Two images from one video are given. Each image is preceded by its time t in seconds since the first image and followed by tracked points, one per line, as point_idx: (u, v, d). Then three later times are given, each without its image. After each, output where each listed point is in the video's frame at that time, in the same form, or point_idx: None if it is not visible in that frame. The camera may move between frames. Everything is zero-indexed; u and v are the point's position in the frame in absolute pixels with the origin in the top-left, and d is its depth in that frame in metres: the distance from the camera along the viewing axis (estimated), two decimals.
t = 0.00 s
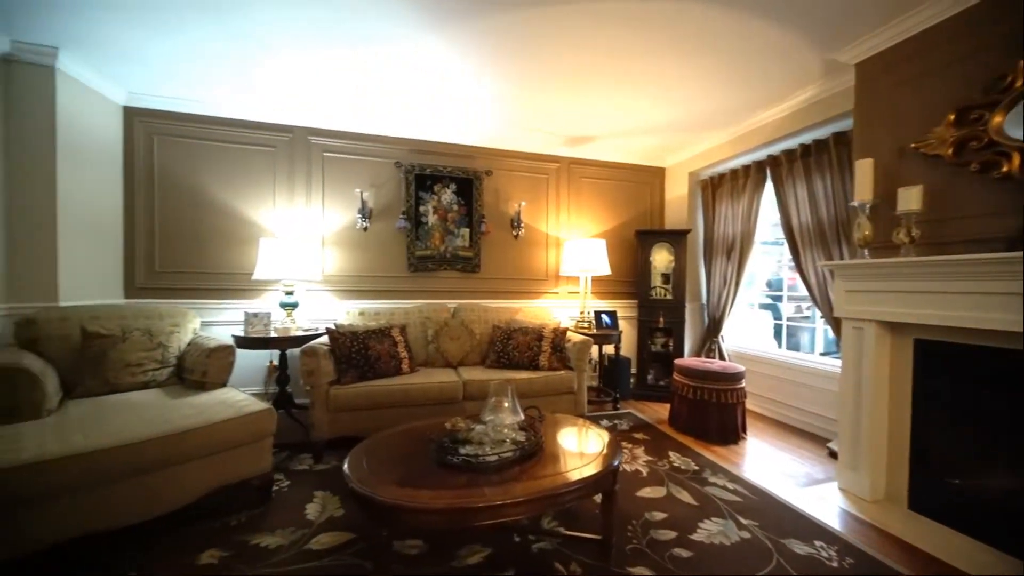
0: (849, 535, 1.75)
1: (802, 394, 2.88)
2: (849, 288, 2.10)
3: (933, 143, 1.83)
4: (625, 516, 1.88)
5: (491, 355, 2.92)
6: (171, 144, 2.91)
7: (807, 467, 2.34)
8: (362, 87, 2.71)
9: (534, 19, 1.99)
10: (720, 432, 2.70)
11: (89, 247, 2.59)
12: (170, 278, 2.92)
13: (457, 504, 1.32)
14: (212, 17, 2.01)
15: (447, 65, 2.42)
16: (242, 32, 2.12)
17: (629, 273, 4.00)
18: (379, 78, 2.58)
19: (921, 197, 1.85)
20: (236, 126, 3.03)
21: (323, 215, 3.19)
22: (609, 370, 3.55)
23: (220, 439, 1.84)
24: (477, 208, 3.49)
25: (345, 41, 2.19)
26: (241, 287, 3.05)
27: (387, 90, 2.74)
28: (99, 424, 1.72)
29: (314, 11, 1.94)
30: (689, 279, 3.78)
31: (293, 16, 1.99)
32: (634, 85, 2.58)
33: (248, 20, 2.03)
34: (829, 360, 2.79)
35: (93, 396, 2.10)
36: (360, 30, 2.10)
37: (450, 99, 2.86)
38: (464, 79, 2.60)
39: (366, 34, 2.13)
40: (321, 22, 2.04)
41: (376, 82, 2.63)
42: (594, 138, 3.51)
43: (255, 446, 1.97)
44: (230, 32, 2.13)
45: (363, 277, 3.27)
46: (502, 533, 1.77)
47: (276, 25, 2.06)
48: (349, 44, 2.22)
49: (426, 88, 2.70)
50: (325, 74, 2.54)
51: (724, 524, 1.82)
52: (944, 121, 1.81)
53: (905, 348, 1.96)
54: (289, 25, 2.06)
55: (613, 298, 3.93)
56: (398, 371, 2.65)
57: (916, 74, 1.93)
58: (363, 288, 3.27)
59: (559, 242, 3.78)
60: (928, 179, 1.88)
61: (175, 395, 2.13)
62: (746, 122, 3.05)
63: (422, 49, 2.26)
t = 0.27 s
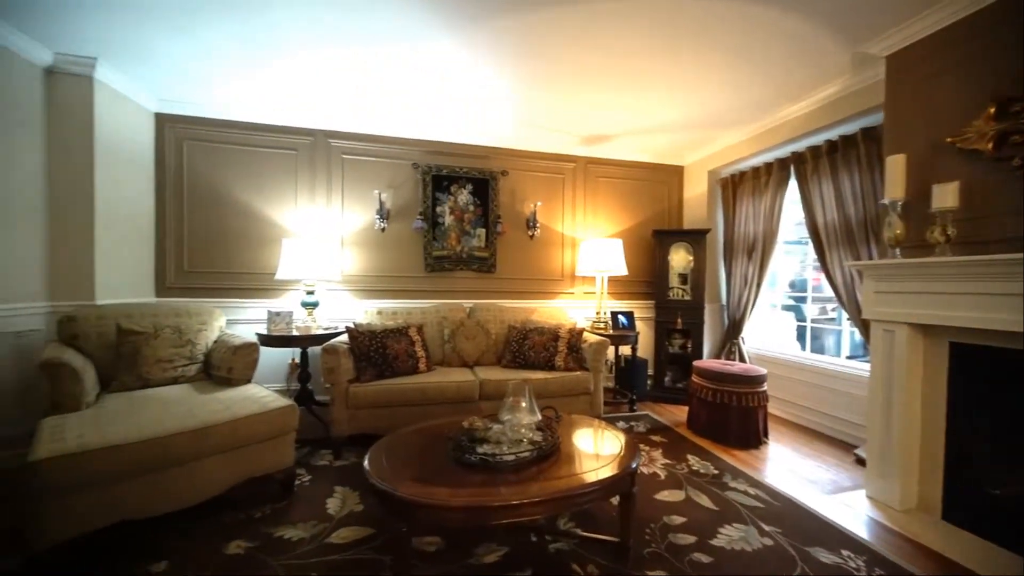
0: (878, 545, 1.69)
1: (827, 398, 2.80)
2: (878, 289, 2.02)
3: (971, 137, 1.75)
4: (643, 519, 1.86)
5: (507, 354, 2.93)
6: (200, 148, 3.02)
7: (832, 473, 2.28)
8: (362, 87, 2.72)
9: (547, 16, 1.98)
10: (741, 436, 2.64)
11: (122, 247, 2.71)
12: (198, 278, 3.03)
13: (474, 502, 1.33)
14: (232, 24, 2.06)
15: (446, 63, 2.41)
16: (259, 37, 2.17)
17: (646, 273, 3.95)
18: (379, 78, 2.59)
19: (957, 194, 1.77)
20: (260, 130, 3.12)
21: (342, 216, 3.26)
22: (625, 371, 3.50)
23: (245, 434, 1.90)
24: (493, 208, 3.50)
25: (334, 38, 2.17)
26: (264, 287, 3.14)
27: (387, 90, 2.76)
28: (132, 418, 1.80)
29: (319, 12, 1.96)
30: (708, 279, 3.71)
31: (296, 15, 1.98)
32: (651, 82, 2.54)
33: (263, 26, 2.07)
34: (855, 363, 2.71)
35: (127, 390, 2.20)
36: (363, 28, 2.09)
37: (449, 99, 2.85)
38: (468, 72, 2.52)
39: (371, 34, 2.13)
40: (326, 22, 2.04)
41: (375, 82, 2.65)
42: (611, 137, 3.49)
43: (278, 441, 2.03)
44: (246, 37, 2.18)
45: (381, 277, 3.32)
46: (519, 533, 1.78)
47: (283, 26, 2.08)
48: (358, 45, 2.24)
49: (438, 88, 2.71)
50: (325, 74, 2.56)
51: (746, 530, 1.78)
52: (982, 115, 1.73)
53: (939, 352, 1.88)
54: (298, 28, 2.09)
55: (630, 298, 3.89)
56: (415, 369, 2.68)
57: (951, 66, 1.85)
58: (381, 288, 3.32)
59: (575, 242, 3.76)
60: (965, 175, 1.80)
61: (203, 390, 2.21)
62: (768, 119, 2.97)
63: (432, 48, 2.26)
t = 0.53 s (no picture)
0: (909, 555, 1.62)
1: (854, 403, 2.71)
2: (909, 290, 1.95)
3: (1011, 131, 1.67)
4: (661, 523, 1.83)
5: (522, 354, 2.93)
6: (225, 152, 3.12)
7: (859, 480, 2.20)
8: (362, 87, 2.73)
9: (561, 13, 1.97)
10: (762, 440, 2.59)
11: (153, 248, 2.82)
12: (223, 278, 3.13)
13: (492, 501, 1.34)
14: (253, 29, 2.11)
15: (446, 63, 2.42)
16: (276, 41, 2.22)
17: (664, 273, 3.89)
18: (379, 78, 2.60)
19: (995, 190, 1.69)
20: (282, 133, 3.20)
21: (361, 217, 3.31)
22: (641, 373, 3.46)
23: (269, 429, 1.95)
24: (509, 208, 3.51)
25: (337, 38, 2.18)
26: (285, 286, 3.22)
27: (387, 90, 2.77)
28: (162, 412, 1.87)
29: (327, 14, 1.98)
30: (728, 280, 3.63)
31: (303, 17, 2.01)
32: (670, 79, 2.51)
33: (280, 30, 2.11)
34: (884, 367, 2.62)
35: (158, 385, 2.29)
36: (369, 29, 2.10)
37: (449, 98, 2.87)
38: (468, 74, 2.55)
39: (380, 35, 2.15)
40: (335, 24, 2.06)
41: (374, 82, 2.66)
42: (628, 136, 3.45)
43: (300, 437, 2.07)
44: (264, 42, 2.23)
45: (398, 277, 3.37)
46: (535, 532, 1.78)
47: (293, 29, 2.11)
48: (370, 47, 2.26)
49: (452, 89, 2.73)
50: (325, 74, 2.56)
51: (767, 536, 1.74)
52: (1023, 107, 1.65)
53: (975, 356, 1.80)
54: (310, 31, 2.12)
55: (647, 299, 3.84)
56: (432, 368, 2.71)
57: (989, 57, 1.77)
58: (398, 288, 3.37)
59: (591, 242, 3.74)
60: (1004, 170, 1.71)
61: (229, 386, 2.28)
62: (792, 115, 2.90)
63: (444, 48, 2.26)
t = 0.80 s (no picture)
0: (942, 568, 1.55)
1: (882, 408, 2.62)
2: (944, 291, 1.87)
3: None
4: (679, 527, 1.81)
5: (537, 355, 2.93)
6: (249, 155, 3.21)
7: (888, 489, 2.12)
8: (362, 86, 2.73)
9: (575, 11, 1.95)
10: (784, 445, 2.52)
11: (181, 249, 2.92)
12: (247, 277, 3.22)
13: (508, 500, 1.34)
14: (273, 35, 2.17)
15: (445, 63, 2.43)
16: (294, 46, 2.27)
17: (682, 273, 3.83)
18: (379, 77, 2.60)
19: None
20: (302, 137, 3.28)
21: (378, 217, 3.36)
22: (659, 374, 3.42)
23: (292, 425, 2.00)
24: (524, 208, 3.51)
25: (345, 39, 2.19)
26: (306, 286, 3.29)
27: (386, 90, 2.76)
28: (190, 407, 1.93)
29: (337, 16, 2.01)
30: (749, 280, 3.55)
31: (312, 19, 2.03)
32: (688, 76, 2.47)
33: (297, 34, 2.16)
34: (914, 371, 2.52)
35: (186, 381, 2.37)
36: (374, 29, 2.11)
37: (448, 98, 2.86)
38: (466, 74, 2.55)
39: (391, 36, 2.16)
40: (344, 25, 2.08)
41: (374, 82, 2.66)
42: (645, 135, 3.41)
43: (320, 433, 2.12)
44: (283, 47, 2.28)
45: (415, 277, 3.41)
46: (551, 533, 1.78)
47: (298, 32, 2.14)
48: (382, 48, 2.28)
49: (465, 89, 2.73)
50: (324, 73, 2.56)
51: (791, 543, 1.69)
52: None
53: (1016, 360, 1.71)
54: (324, 34, 2.15)
55: (664, 299, 3.79)
56: (448, 368, 2.73)
57: None
58: (414, 287, 3.41)
59: (607, 242, 3.70)
60: None
61: (252, 383, 2.35)
62: (817, 111, 2.82)
63: (457, 47, 2.26)
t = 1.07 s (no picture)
0: None
1: (909, 414, 2.53)
2: (977, 293, 1.80)
3: None
4: (697, 532, 1.77)
5: (552, 355, 2.92)
6: (269, 158, 3.28)
7: (917, 497, 2.05)
8: (362, 86, 2.73)
9: (590, 9, 1.94)
10: (806, 450, 2.46)
11: (204, 249, 3.00)
12: (268, 277, 3.29)
13: (524, 500, 1.34)
14: (291, 39, 2.21)
15: (445, 63, 2.43)
16: (311, 49, 2.31)
17: (699, 274, 3.77)
18: (378, 78, 2.60)
19: None
20: (320, 139, 3.33)
21: (394, 218, 3.40)
22: (675, 376, 3.37)
23: (311, 422, 2.04)
24: (539, 208, 3.50)
25: (355, 40, 2.21)
26: (324, 286, 3.35)
27: (387, 90, 2.77)
28: (214, 404, 1.99)
29: (338, 19, 2.03)
30: (768, 281, 3.47)
31: (326, 22, 2.06)
32: (706, 74, 2.43)
33: (312, 38, 2.20)
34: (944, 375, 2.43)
35: (209, 378, 2.44)
36: (381, 29, 2.12)
37: (449, 99, 2.86)
38: (462, 72, 2.53)
39: (404, 37, 2.18)
40: (357, 28, 2.10)
41: (375, 82, 2.66)
42: (661, 134, 3.37)
43: (338, 431, 2.15)
44: (300, 50, 2.32)
45: (431, 277, 3.44)
46: (567, 534, 1.77)
47: (302, 36, 2.18)
48: (395, 50, 2.30)
49: (478, 89, 2.73)
50: (324, 73, 2.57)
51: (814, 551, 1.64)
52: None
53: None
54: (338, 37, 2.18)
55: (681, 300, 3.74)
56: (463, 367, 2.74)
57: None
58: (430, 287, 3.43)
59: (622, 242, 3.67)
60: None
61: (272, 381, 2.40)
62: (841, 107, 2.74)
63: (470, 48, 2.27)
